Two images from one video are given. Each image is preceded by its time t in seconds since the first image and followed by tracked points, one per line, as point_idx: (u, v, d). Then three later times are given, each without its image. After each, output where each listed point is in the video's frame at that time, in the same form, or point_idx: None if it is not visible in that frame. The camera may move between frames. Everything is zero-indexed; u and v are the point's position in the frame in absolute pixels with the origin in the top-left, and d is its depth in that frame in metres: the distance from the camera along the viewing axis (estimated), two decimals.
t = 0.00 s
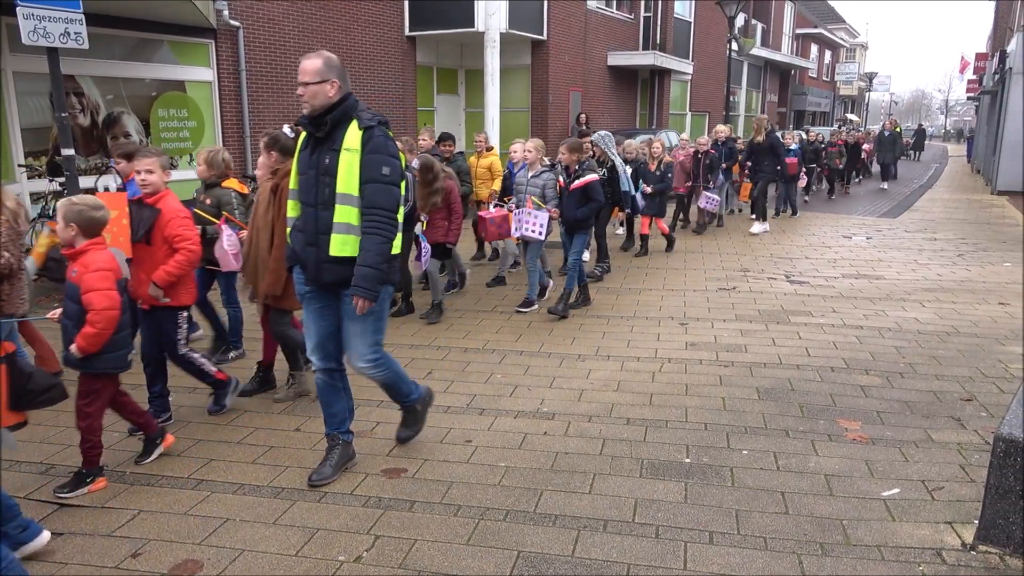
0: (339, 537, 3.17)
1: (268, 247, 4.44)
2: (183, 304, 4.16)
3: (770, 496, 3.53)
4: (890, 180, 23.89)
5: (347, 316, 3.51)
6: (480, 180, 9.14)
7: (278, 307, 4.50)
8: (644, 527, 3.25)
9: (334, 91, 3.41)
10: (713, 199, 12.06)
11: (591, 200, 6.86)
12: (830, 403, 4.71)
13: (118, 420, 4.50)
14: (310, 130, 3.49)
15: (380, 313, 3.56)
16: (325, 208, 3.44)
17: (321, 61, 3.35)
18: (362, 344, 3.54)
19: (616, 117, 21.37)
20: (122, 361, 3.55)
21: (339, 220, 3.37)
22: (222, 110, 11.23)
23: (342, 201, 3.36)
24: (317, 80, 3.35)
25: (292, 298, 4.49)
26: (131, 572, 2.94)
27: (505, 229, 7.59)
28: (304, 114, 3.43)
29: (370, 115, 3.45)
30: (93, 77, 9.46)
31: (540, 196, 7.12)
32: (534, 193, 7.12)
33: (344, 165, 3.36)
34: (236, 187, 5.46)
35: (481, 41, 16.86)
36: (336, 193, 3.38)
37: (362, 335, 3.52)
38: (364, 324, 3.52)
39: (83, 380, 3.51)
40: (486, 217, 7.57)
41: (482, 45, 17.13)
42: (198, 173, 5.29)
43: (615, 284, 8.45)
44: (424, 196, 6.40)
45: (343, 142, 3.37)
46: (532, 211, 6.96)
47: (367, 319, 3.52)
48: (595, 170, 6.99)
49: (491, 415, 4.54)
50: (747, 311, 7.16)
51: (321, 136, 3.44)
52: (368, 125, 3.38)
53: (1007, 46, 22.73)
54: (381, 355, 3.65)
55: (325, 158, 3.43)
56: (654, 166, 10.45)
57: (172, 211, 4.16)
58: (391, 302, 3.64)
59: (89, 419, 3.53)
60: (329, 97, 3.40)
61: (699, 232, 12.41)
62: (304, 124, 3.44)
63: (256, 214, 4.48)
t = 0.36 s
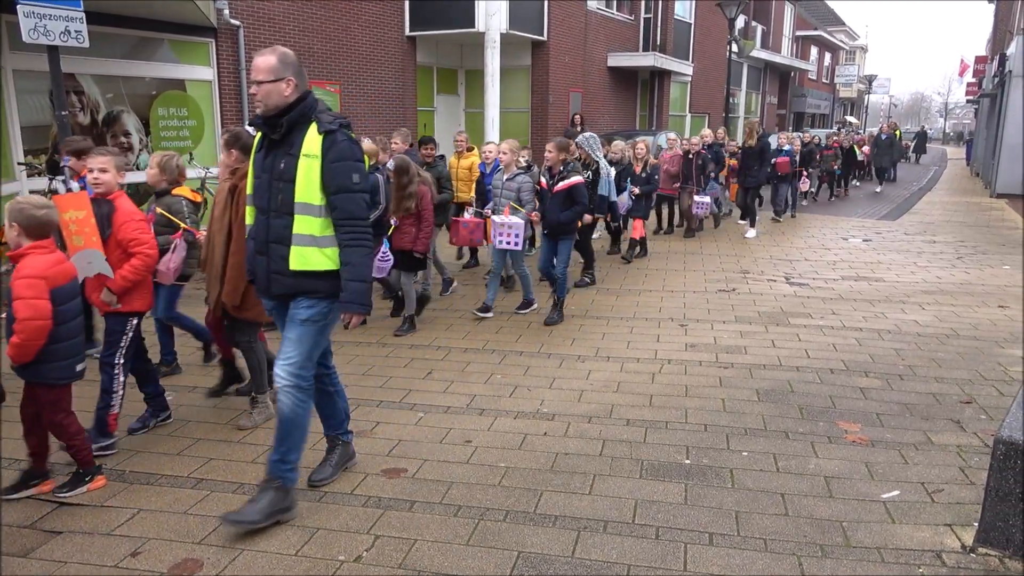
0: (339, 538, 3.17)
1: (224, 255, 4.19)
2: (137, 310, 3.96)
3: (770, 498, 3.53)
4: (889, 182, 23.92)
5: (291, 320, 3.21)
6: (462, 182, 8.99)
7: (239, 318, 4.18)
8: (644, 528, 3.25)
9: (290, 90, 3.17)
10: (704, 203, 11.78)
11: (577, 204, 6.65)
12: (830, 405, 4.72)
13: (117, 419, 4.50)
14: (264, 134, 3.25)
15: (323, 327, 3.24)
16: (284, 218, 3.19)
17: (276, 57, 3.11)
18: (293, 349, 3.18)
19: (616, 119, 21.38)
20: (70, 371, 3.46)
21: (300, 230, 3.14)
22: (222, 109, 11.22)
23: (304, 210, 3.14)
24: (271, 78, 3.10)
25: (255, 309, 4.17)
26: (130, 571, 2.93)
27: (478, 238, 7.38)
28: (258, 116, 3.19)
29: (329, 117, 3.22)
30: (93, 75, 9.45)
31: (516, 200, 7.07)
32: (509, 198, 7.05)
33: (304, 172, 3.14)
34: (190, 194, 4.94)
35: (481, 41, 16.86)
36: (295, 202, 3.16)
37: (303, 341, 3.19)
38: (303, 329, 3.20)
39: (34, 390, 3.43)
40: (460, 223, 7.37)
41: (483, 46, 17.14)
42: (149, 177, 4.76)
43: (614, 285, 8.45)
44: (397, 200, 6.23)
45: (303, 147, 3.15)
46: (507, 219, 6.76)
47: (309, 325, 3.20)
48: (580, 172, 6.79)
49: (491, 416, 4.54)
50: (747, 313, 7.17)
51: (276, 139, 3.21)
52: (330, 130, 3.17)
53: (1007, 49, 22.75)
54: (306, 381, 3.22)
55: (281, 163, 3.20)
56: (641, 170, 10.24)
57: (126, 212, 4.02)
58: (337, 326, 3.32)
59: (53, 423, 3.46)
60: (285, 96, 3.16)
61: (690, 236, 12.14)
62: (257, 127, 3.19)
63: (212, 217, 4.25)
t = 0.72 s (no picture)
0: (343, 537, 3.17)
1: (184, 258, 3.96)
2: (89, 323, 3.75)
3: (775, 498, 3.52)
4: (892, 183, 23.90)
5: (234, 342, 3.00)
6: (444, 182, 8.62)
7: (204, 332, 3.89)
8: (649, 528, 3.25)
9: (237, 85, 2.93)
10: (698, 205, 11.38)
11: (563, 212, 6.21)
12: (834, 405, 4.71)
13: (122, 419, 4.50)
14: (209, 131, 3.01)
15: (270, 345, 3.03)
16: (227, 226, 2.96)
17: (222, 50, 2.87)
18: (241, 373, 3.00)
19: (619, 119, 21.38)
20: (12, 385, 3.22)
21: (242, 241, 2.91)
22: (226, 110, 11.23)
23: (244, 219, 2.90)
24: (216, 70, 2.87)
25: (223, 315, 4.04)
26: (135, 569, 2.94)
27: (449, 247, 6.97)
28: (203, 112, 2.96)
29: (279, 117, 2.96)
30: (97, 76, 9.47)
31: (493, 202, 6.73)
32: (487, 200, 6.73)
33: (247, 177, 2.90)
34: (150, 199, 4.51)
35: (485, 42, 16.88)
36: (237, 210, 2.92)
37: (246, 365, 2.99)
38: (248, 350, 2.99)
39: None
40: (432, 229, 6.91)
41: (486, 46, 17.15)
42: (106, 180, 4.35)
43: (618, 286, 8.44)
44: (377, 206, 5.87)
45: (246, 150, 2.91)
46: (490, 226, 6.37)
47: (253, 345, 2.98)
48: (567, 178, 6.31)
49: (495, 416, 4.54)
50: (751, 313, 7.16)
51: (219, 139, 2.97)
52: (276, 131, 2.91)
53: (1011, 50, 22.72)
54: (262, 400, 3.07)
55: (224, 165, 2.95)
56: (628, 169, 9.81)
57: (82, 219, 3.70)
58: (287, 340, 3.10)
59: None
60: (231, 91, 2.92)
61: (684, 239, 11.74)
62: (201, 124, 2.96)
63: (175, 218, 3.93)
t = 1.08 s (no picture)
0: (346, 534, 3.19)
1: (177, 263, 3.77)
2: (50, 332, 3.64)
3: (776, 495, 3.54)
4: (894, 180, 23.90)
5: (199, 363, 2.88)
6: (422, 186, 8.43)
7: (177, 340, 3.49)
8: (651, 525, 3.27)
9: (173, 80, 2.72)
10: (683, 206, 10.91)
11: (540, 208, 6.02)
12: (835, 403, 4.73)
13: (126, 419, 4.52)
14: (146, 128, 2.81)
15: (238, 360, 2.91)
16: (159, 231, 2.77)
17: (157, 43, 2.68)
18: (218, 396, 2.92)
19: (621, 118, 21.39)
20: None
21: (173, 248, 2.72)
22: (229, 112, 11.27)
23: (175, 225, 2.71)
24: (150, 65, 2.67)
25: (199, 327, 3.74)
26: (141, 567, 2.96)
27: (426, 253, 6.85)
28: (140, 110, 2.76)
29: (219, 116, 2.76)
30: (100, 78, 9.51)
31: (469, 206, 6.33)
32: (462, 205, 6.32)
33: (180, 179, 2.70)
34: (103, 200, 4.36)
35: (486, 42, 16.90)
36: (168, 213, 2.73)
37: (219, 383, 2.90)
38: (216, 371, 2.88)
39: None
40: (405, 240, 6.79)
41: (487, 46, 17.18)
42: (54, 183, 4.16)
43: (620, 285, 8.46)
44: (333, 208, 5.52)
45: (181, 151, 2.71)
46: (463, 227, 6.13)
47: (220, 363, 2.87)
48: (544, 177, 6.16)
49: (497, 415, 4.56)
50: (753, 311, 7.17)
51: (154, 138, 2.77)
52: (214, 130, 2.71)
53: (1012, 48, 22.69)
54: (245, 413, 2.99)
55: (160, 165, 2.76)
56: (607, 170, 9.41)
57: (35, 226, 3.51)
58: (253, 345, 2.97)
59: None
60: (167, 87, 2.72)
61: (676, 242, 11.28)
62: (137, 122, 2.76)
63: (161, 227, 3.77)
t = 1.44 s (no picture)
0: (349, 528, 3.23)
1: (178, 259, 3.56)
2: None
3: (777, 491, 3.56)
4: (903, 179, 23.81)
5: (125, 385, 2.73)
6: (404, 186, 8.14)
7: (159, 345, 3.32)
8: (652, 521, 3.30)
9: (76, 80, 2.56)
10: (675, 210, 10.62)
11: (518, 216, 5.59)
12: (839, 401, 4.74)
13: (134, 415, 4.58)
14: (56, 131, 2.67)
15: (168, 376, 2.76)
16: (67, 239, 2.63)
17: (54, 39, 2.51)
18: (150, 420, 2.75)
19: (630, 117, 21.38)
20: None
21: (81, 256, 2.59)
22: (239, 110, 11.34)
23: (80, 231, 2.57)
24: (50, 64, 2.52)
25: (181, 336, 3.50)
26: (148, 559, 3.01)
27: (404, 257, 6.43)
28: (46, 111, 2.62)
29: (125, 115, 2.60)
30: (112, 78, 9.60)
31: (446, 210, 6.03)
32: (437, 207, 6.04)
33: (82, 183, 2.55)
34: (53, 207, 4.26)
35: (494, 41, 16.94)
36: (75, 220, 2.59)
37: (150, 404, 2.74)
38: (146, 392, 2.72)
39: None
40: (381, 242, 6.39)
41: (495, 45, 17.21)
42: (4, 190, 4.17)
43: (626, 283, 8.48)
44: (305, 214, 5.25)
45: (84, 153, 2.56)
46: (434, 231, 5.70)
47: (149, 381, 2.72)
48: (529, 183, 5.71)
49: (501, 411, 4.59)
50: (759, 310, 7.17)
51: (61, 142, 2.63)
52: (116, 129, 2.55)
53: None
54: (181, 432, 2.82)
55: (66, 169, 2.61)
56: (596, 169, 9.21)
57: None
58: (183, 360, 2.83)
59: None
60: (70, 87, 2.57)
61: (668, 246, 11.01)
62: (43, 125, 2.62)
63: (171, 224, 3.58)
